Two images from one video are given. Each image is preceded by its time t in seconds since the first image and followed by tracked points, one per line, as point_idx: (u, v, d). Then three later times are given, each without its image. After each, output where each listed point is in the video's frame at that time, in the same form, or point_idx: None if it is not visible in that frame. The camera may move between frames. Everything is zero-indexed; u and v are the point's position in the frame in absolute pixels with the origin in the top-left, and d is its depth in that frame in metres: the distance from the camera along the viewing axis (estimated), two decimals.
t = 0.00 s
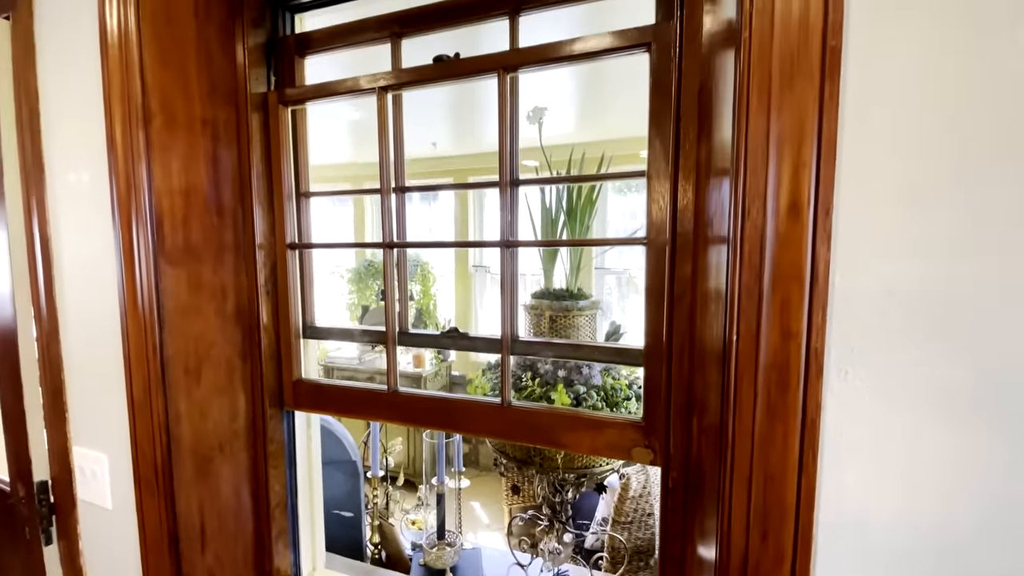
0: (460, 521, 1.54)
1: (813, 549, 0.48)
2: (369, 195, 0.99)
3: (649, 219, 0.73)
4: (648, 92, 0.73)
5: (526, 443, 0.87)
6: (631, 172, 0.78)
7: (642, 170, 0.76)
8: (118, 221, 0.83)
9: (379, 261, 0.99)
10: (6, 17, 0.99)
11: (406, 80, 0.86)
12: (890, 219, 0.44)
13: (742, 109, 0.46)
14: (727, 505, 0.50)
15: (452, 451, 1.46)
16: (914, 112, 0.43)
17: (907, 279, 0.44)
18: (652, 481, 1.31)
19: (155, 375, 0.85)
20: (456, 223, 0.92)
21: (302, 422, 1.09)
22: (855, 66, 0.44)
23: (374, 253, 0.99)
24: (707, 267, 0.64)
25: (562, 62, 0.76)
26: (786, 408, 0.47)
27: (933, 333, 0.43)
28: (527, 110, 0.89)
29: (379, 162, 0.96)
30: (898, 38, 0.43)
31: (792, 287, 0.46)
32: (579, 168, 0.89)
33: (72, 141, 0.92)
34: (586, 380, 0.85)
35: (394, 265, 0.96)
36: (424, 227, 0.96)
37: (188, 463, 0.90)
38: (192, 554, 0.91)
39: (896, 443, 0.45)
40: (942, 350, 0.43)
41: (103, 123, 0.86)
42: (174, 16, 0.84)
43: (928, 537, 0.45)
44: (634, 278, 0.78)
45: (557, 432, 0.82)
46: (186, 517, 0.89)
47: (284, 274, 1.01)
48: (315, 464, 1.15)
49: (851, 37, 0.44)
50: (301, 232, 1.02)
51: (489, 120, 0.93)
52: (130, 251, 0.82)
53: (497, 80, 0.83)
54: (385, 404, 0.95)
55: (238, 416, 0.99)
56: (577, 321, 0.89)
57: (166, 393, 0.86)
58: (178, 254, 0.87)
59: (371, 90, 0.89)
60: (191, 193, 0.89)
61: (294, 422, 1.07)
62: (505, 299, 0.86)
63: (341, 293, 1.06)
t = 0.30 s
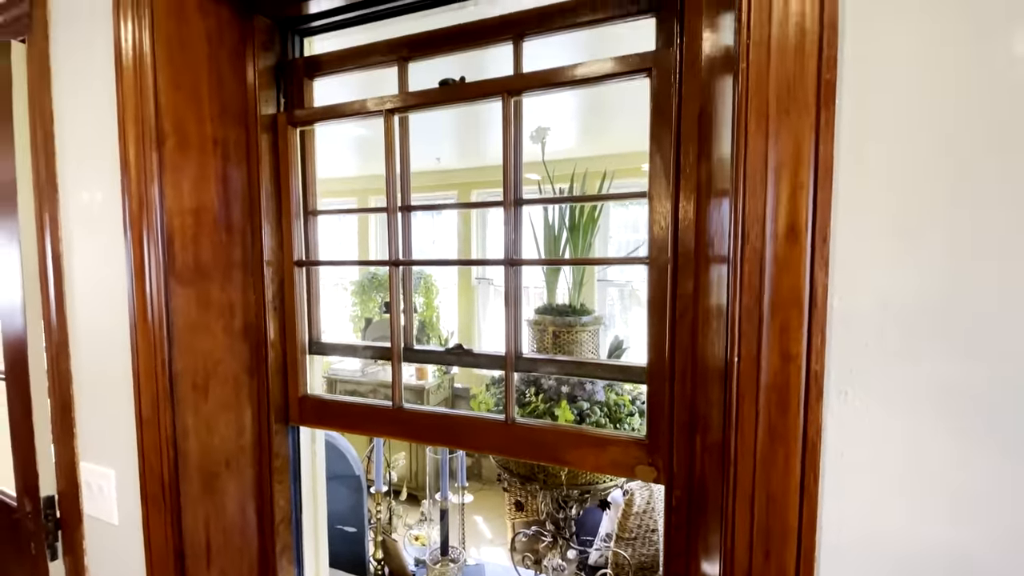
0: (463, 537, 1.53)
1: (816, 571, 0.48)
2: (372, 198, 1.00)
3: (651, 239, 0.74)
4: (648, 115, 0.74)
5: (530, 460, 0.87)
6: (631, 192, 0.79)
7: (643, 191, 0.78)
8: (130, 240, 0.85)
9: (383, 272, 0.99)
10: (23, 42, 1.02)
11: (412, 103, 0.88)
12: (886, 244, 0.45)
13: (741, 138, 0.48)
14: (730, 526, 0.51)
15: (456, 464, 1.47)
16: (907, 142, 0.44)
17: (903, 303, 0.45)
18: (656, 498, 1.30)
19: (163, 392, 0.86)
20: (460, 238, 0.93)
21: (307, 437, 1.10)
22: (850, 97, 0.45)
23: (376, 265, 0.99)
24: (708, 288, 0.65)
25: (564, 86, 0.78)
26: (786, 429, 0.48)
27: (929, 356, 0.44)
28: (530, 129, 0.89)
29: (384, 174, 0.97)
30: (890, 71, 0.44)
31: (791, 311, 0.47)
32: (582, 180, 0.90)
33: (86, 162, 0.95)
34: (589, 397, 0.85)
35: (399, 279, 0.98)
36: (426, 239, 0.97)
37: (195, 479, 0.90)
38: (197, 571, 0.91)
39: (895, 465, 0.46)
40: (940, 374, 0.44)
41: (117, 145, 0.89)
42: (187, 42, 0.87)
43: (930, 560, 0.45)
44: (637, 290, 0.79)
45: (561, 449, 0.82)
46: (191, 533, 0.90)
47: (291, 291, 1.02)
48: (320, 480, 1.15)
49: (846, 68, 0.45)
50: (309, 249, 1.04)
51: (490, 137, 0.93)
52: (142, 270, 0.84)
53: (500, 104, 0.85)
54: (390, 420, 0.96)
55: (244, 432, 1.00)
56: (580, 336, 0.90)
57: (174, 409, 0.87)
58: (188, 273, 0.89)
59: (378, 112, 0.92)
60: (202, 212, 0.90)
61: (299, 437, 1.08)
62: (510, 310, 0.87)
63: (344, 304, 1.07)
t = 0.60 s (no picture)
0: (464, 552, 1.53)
1: None
2: (378, 213, 1.05)
3: (651, 257, 0.76)
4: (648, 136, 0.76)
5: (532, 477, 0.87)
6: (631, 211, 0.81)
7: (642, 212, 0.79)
8: (139, 258, 0.86)
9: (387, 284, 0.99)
10: (37, 63, 1.04)
11: (416, 124, 0.90)
12: (880, 269, 0.46)
13: (737, 164, 0.49)
14: (729, 546, 0.52)
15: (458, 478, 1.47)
16: (900, 169, 0.45)
17: (898, 326, 0.46)
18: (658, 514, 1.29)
19: (169, 408, 0.87)
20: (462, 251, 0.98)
21: (310, 452, 1.11)
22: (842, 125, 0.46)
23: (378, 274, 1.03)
24: (705, 306, 0.66)
25: (565, 108, 0.80)
26: (785, 451, 0.48)
27: (924, 379, 0.45)
28: (530, 150, 0.92)
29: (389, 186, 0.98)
30: (881, 101, 0.45)
31: (787, 334, 0.48)
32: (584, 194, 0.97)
33: (96, 180, 0.97)
34: (591, 412, 0.88)
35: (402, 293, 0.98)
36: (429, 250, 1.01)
37: (199, 494, 0.91)
38: None
39: (892, 486, 0.47)
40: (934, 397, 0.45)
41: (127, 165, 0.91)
42: (197, 65, 0.89)
43: None
44: (637, 301, 0.81)
45: (563, 466, 0.82)
46: (195, 548, 0.90)
47: (295, 307, 1.03)
48: (322, 495, 1.15)
49: (838, 98, 0.46)
50: (314, 266, 1.05)
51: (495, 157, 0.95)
52: (150, 287, 0.86)
53: (503, 125, 0.87)
54: (392, 435, 0.96)
55: (248, 446, 1.00)
56: (581, 351, 0.92)
57: (179, 424, 0.88)
58: (195, 290, 0.90)
59: (383, 132, 0.93)
60: (209, 230, 0.92)
61: (302, 452, 1.09)
62: (511, 324, 0.87)
63: (346, 316, 1.11)
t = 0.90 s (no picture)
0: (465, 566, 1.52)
1: None
2: (377, 222, 1.05)
3: (651, 270, 0.76)
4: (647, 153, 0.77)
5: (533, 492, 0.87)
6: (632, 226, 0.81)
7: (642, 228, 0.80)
8: (145, 272, 0.88)
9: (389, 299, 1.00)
10: (46, 79, 1.06)
11: (419, 141, 0.92)
12: (876, 287, 0.47)
13: (734, 184, 0.50)
14: (730, 563, 0.52)
15: (459, 491, 1.47)
16: (894, 190, 0.46)
17: (894, 344, 0.46)
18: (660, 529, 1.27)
19: (172, 421, 0.88)
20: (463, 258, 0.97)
21: (311, 465, 1.11)
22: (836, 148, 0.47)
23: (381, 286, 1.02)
24: (705, 322, 0.66)
25: (566, 126, 0.81)
26: (784, 468, 0.49)
27: (921, 397, 0.46)
28: (531, 164, 0.92)
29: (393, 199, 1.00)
30: (875, 124, 0.46)
31: (785, 352, 0.48)
32: (584, 208, 0.93)
33: (103, 195, 0.98)
34: (592, 425, 0.87)
35: (405, 309, 1.00)
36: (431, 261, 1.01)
37: (200, 508, 0.91)
38: None
39: (891, 504, 0.47)
40: (932, 415, 0.45)
41: (134, 181, 0.92)
42: (204, 83, 0.91)
43: None
44: (638, 312, 0.81)
45: (564, 481, 0.83)
46: (195, 562, 0.90)
47: (298, 320, 1.04)
48: (322, 509, 1.15)
49: (833, 119, 0.47)
50: (317, 278, 1.06)
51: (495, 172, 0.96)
52: (155, 301, 0.87)
53: (504, 143, 0.88)
54: (394, 449, 0.96)
55: (250, 460, 1.01)
56: (582, 363, 0.92)
57: (181, 438, 0.88)
58: (199, 304, 0.91)
59: (386, 148, 0.95)
60: (214, 244, 0.93)
61: (303, 466, 1.08)
62: (512, 338, 0.89)
63: (347, 327, 1.09)
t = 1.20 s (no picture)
0: None
1: None
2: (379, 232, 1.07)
3: (651, 288, 0.77)
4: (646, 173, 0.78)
5: (534, 510, 0.87)
6: (631, 244, 0.82)
7: (642, 245, 0.81)
8: (149, 289, 0.88)
9: (390, 313, 1.01)
10: (53, 96, 1.08)
11: (421, 159, 0.93)
12: (874, 311, 0.47)
13: (731, 208, 0.50)
14: None
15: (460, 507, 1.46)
16: (890, 215, 0.47)
17: (892, 368, 0.47)
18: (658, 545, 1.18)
19: (174, 437, 0.88)
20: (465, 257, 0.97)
21: (312, 480, 1.10)
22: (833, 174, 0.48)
23: (383, 297, 1.05)
24: (704, 342, 0.66)
25: (567, 146, 0.82)
26: (784, 490, 0.49)
27: (919, 421, 0.46)
28: (531, 181, 0.92)
29: (395, 211, 1.02)
30: (870, 151, 0.47)
31: (784, 374, 0.49)
32: (584, 221, 0.94)
33: (109, 211, 0.99)
34: (593, 441, 0.89)
35: (405, 321, 1.00)
36: (432, 269, 1.01)
37: (201, 524, 0.91)
38: None
39: (892, 528, 0.47)
40: (930, 438, 0.46)
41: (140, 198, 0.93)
42: (210, 102, 0.92)
43: None
44: (639, 324, 0.82)
45: (565, 499, 0.83)
46: None
47: (300, 335, 1.04)
48: (322, 524, 1.15)
49: (829, 144, 0.48)
50: (319, 293, 1.07)
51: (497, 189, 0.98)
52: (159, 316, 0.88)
53: (505, 162, 0.90)
54: (394, 465, 0.96)
55: (251, 475, 1.01)
56: (583, 378, 0.92)
57: (183, 453, 0.88)
58: (202, 319, 0.91)
59: (388, 166, 0.97)
60: (218, 261, 0.94)
61: (304, 481, 1.08)
62: (514, 352, 0.89)
63: (346, 338, 1.10)
